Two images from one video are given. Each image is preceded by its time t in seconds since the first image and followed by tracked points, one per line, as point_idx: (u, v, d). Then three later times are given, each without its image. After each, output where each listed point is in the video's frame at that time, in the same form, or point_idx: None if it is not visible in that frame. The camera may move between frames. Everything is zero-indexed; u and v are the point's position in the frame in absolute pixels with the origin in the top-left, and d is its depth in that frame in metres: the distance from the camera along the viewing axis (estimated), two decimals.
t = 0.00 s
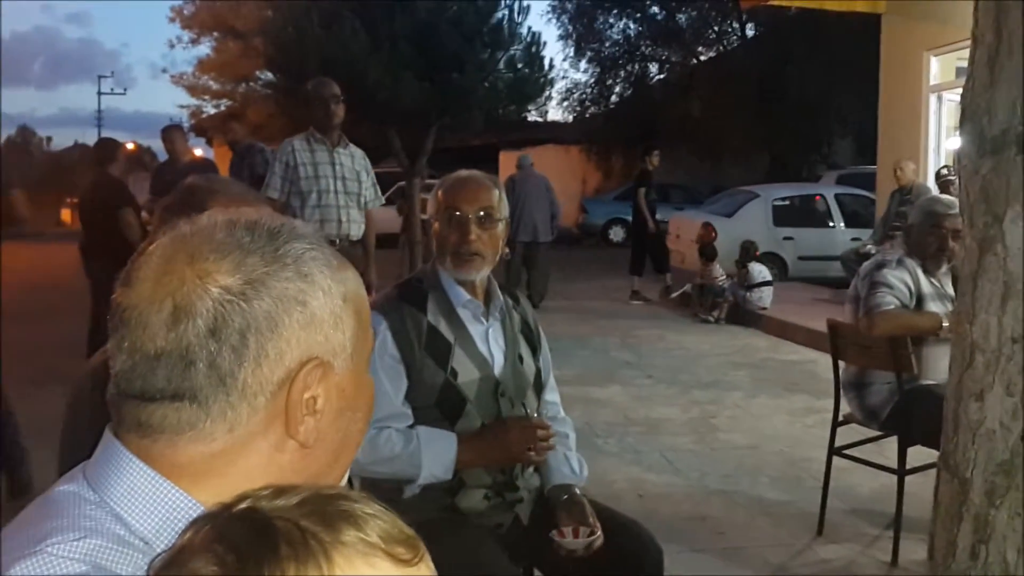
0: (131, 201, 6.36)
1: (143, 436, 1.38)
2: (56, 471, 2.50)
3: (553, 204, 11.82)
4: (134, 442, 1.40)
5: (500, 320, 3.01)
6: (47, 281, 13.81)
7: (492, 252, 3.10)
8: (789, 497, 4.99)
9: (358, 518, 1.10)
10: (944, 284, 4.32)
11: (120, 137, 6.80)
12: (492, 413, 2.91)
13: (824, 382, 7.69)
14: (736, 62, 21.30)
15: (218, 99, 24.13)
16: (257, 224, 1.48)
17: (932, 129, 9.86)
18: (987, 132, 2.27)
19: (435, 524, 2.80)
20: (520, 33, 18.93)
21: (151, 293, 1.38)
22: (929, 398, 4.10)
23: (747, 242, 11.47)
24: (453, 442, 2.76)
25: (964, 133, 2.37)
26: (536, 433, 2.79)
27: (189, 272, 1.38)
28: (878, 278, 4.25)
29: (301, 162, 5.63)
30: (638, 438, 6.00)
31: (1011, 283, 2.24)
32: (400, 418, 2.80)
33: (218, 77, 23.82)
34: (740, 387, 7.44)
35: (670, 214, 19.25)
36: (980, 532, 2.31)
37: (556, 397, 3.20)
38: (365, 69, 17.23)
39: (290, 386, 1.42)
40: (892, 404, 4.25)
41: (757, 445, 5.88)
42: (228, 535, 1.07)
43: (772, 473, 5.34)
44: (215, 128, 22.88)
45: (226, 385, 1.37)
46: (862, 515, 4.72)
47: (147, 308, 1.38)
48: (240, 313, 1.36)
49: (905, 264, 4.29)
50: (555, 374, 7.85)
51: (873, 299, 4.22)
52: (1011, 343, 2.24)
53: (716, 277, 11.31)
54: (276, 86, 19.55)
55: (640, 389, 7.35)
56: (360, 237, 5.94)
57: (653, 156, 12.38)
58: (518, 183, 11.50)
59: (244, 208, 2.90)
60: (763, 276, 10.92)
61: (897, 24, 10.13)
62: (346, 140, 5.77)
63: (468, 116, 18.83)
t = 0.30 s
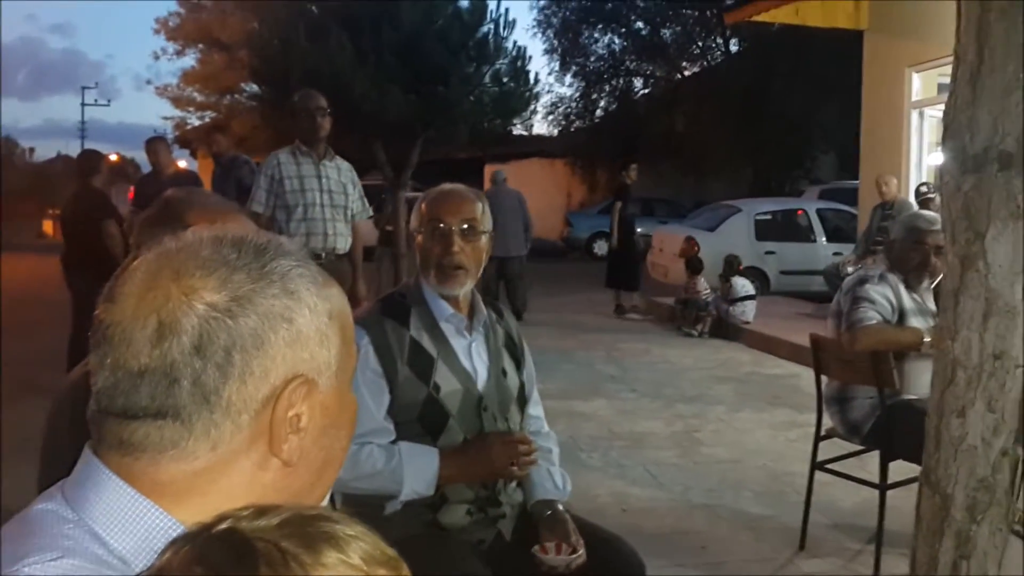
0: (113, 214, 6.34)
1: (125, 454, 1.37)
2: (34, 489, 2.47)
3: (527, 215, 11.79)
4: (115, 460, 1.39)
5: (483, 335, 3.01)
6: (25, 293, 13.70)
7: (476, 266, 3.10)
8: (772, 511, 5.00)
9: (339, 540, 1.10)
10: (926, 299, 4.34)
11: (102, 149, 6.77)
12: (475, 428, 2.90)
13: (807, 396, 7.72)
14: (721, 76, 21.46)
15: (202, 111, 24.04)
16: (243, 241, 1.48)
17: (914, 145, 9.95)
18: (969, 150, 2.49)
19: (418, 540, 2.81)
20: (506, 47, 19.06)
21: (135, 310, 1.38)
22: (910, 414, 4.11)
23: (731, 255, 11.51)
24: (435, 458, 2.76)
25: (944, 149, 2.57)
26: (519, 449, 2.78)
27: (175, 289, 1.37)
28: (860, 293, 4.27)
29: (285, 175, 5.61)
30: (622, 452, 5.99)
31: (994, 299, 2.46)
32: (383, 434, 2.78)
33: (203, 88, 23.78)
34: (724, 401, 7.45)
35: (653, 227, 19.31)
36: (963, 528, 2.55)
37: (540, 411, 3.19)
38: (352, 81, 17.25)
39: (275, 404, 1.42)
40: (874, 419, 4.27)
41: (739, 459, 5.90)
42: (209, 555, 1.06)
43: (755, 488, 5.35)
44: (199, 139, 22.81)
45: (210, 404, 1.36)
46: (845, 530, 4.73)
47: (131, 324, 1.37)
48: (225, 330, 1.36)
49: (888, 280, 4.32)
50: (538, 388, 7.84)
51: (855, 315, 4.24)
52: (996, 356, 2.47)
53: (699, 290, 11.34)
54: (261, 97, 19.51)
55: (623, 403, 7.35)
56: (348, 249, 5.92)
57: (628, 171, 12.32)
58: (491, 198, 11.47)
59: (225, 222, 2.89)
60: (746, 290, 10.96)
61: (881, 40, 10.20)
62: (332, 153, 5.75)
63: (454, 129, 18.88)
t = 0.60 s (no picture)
0: (81, 221, 6.28)
1: (91, 469, 1.34)
2: None
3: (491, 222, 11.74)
4: (79, 473, 1.36)
5: (456, 344, 3.00)
6: None
7: (449, 275, 3.10)
8: (744, 519, 5.02)
9: (309, 556, 1.08)
10: (896, 308, 4.38)
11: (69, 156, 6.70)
12: (448, 438, 2.89)
13: (778, 403, 7.76)
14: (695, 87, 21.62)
15: (173, 118, 23.86)
16: (213, 252, 1.47)
17: (884, 154, 10.05)
18: (938, 162, 2.52)
19: (389, 552, 2.79)
20: (480, 56, 19.25)
21: (103, 323, 1.36)
22: (881, 423, 4.14)
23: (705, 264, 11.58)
24: (408, 468, 2.74)
25: (914, 160, 2.59)
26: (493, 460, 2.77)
27: (143, 301, 1.36)
28: (831, 302, 4.31)
29: (252, 184, 5.56)
30: (595, 460, 6.00)
31: (963, 308, 2.49)
32: (355, 444, 2.77)
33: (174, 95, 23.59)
34: (696, 409, 7.48)
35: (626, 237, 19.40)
36: (933, 536, 2.56)
37: (513, 421, 3.18)
38: (325, 89, 17.19)
39: (244, 417, 1.40)
40: (845, 427, 4.29)
41: (712, 467, 5.92)
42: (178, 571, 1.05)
43: (727, 496, 5.36)
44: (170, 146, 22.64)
45: (179, 417, 1.35)
46: (816, 537, 4.76)
47: (99, 337, 1.36)
48: (195, 342, 1.34)
49: (859, 289, 4.35)
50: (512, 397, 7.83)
51: (826, 324, 4.26)
52: (965, 366, 2.49)
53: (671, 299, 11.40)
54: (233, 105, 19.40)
55: (597, 412, 7.35)
56: (319, 257, 5.87)
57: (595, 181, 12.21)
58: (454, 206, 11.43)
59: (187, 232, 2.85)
60: (718, 299, 11.03)
61: (852, 51, 10.29)
62: (297, 159, 5.69)
63: (428, 137, 18.87)
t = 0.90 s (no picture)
0: (49, 233, 6.22)
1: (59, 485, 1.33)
2: None
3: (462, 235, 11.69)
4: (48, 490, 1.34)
5: (430, 355, 3.00)
6: None
7: (422, 286, 3.09)
8: (717, 527, 5.04)
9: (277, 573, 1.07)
10: (866, 317, 4.43)
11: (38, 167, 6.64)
12: (421, 450, 2.89)
13: (750, 412, 7.81)
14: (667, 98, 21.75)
15: (144, 127, 23.69)
16: (184, 267, 1.47)
17: (853, 166, 10.11)
18: (906, 174, 2.55)
19: (362, 563, 2.78)
20: (453, 67, 19.32)
21: (73, 338, 1.36)
22: (853, 431, 4.17)
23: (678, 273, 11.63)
24: (380, 479, 2.74)
25: (884, 172, 2.62)
26: (465, 472, 2.77)
27: (114, 315, 1.36)
28: (802, 312, 4.34)
29: (213, 196, 5.43)
30: (569, 470, 6.01)
31: (932, 317, 2.52)
32: (327, 455, 2.76)
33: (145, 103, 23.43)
34: (670, 418, 7.51)
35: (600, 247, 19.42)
36: (904, 544, 2.59)
37: (487, 433, 3.19)
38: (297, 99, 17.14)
39: (215, 432, 1.39)
40: (816, 435, 4.32)
41: (686, 475, 5.94)
42: None
43: (701, 504, 5.39)
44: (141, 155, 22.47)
45: (148, 432, 1.33)
46: (789, 545, 4.78)
47: (69, 352, 1.35)
48: (165, 357, 1.34)
49: (830, 298, 4.40)
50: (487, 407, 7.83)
51: (797, 333, 4.30)
52: (933, 374, 2.53)
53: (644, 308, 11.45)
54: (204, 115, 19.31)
55: (571, 421, 7.36)
56: (286, 265, 5.80)
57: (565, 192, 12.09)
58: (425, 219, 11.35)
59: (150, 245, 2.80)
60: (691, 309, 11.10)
61: (821, 64, 10.41)
62: (258, 167, 5.59)
63: (402, 148, 18.87)
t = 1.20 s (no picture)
0: (16, 234, 6.13)
1: (21, 489, 1.28)
2: None
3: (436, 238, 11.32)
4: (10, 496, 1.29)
5: (405, 354, 2.97)
6: None
7: (396, 285, 3.05)
8: (696, 527, 5.03)
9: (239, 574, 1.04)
10: (842, 316, 4.44)
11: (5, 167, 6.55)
12: (394, 451, 2.86)
13: (728, 411, 7.82)
14: (643, 96, 21.88)
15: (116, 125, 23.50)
16: (148, 266, 1.43)
17: (829, 164, 10.16)
18: (881, 172, 2.54)
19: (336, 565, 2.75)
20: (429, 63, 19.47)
21: (35, 338, 1.32)
22: (830, 430, 4.16)
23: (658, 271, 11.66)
24: (353, 478, 2.71)
25: (858, 170, 2.62)
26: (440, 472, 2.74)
27: (76, 315, 1.32)
28: (779, 310, 4.34)
29: (172, 192, 5.35)
30: (547, 470, 5.99)
31: (907, 317, 2.51)
32: (298, 455, 2.74)
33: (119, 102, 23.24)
34: (648, 417, 7.51)
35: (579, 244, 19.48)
36: (881, 543, 2.58)
37: (462, 434, 3.16)
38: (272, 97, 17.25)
39: (180, 433, 1.33)
40: (793, 434, 4.31)
41: (665, 474, 5.94)
42: None
43: (679, 504, 5.38)
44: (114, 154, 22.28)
45: (111, 434, 1.28)
46: (768, 544, 4.78)
47: (30, 353, 1.31)
48: (129, 357, 1.30)
49: (806, 297, 4.40)
50: (465, 407, 7.79)
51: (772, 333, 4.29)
52: (909, 373, 2.52)
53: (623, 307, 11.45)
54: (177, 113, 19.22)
55: (550, 421, 7.34)
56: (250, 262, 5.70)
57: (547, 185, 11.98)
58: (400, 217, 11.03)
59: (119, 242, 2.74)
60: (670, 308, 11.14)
61: (799, 62, 10.43)
62: (219, 162, 5.53)
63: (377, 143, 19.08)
